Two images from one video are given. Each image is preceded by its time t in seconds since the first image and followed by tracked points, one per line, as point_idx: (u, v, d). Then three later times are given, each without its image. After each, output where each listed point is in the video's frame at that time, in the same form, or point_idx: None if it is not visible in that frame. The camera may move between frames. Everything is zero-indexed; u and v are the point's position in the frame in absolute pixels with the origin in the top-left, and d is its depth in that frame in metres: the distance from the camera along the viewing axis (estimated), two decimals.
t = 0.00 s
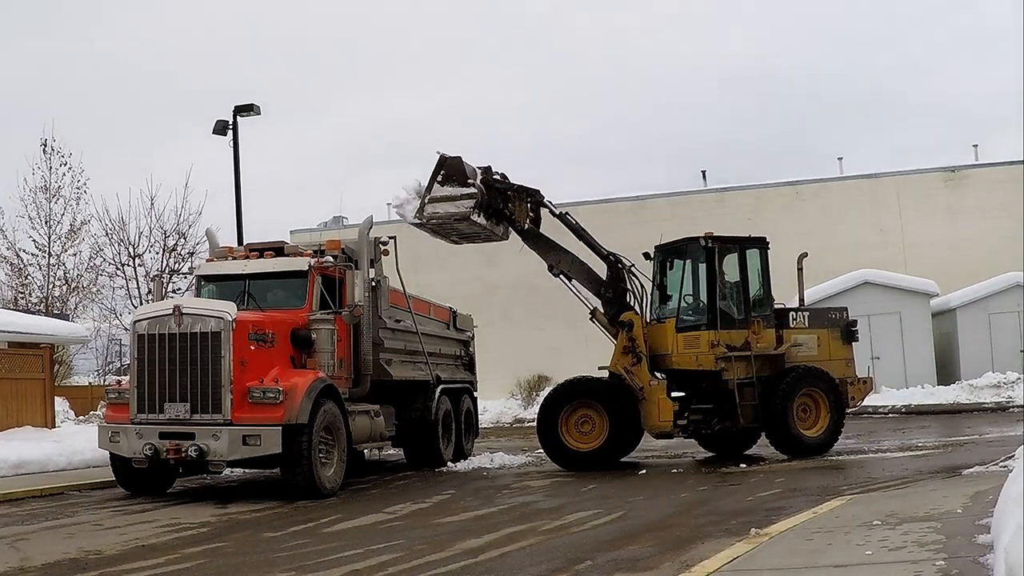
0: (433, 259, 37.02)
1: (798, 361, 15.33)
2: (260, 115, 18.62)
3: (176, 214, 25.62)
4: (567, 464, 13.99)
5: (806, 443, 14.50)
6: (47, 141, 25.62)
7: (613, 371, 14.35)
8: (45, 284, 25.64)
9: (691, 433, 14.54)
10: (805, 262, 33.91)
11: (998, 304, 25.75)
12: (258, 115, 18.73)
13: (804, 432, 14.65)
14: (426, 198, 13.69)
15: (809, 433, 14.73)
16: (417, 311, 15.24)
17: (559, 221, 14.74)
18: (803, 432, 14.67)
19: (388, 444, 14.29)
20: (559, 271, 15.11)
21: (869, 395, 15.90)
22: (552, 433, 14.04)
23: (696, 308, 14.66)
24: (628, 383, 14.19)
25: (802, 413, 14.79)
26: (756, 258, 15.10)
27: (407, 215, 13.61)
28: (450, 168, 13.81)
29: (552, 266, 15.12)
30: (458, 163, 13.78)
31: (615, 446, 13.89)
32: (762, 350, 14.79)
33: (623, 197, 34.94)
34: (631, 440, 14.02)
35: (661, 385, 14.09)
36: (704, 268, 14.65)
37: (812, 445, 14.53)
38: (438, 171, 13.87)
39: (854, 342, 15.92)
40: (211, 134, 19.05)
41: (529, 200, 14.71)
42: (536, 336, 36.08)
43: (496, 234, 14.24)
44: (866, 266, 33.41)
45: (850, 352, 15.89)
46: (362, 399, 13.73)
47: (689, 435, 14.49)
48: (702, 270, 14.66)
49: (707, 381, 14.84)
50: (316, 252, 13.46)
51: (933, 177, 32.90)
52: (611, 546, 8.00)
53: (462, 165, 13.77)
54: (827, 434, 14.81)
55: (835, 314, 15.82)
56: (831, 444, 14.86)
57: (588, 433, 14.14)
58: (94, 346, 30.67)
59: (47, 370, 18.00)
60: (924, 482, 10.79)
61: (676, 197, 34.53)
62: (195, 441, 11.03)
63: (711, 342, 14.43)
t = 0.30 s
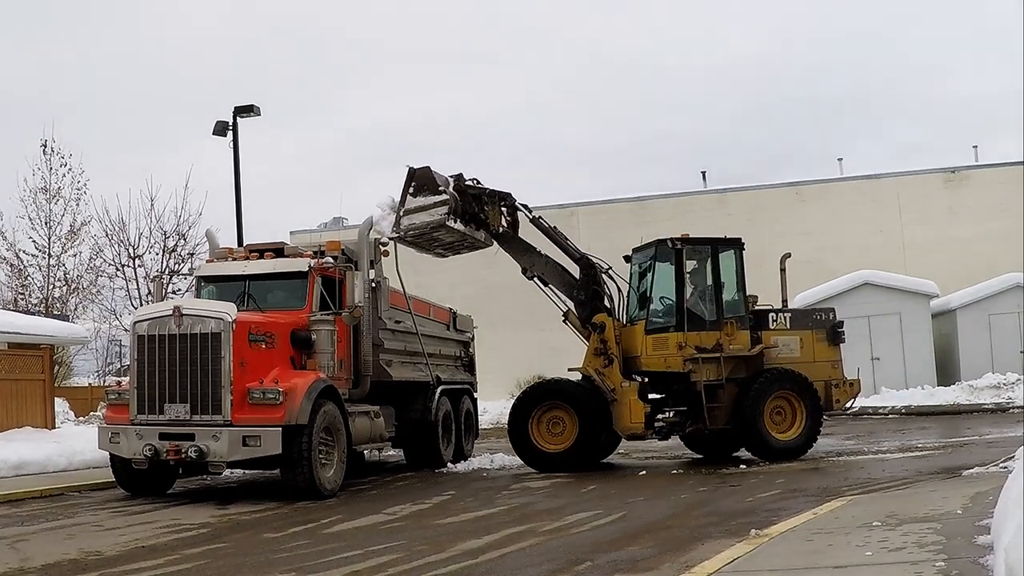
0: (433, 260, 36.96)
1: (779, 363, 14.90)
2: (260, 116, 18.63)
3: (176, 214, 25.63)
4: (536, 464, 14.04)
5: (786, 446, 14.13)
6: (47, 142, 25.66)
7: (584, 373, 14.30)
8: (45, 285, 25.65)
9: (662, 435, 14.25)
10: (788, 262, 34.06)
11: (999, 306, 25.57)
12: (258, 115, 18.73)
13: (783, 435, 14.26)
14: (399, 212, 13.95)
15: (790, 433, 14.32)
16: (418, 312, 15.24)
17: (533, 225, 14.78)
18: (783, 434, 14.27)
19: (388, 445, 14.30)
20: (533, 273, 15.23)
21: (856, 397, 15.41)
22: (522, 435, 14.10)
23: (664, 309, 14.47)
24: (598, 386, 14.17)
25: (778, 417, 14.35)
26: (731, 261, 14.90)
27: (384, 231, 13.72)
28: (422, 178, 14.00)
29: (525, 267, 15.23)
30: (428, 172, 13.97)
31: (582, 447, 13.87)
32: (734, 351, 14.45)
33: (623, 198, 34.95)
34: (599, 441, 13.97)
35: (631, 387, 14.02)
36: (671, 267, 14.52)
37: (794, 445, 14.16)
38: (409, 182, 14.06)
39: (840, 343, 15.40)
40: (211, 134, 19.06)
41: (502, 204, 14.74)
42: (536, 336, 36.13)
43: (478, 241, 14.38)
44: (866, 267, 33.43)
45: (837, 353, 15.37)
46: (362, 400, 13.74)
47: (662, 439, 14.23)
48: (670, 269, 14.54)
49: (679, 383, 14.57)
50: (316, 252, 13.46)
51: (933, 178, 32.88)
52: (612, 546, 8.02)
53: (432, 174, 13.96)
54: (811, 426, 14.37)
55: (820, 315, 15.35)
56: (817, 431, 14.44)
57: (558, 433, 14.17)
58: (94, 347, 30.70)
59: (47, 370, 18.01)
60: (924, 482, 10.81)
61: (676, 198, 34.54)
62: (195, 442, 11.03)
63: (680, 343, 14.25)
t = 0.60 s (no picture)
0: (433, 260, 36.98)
1: (760, 363, 14.75)
2: (260, 116, 18.63)
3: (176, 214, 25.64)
4: (511, 464, 14.04)
5: (762, 447, 13.95)
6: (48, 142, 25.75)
7: (559, 374, 14.33)
8: (45, 285, 25.65)
9: (640, 437, 14.13)
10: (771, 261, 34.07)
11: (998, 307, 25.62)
12: (258, 115, 18.73)
13: (759, 437, 14.08)
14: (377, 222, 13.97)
15: (767, 432, 14.11)
16: (418, 311, 15.24)
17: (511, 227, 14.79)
18: (760, 436, 14.09)
19: (388, 445, 14.29)
20: (510, 274, 15.26)
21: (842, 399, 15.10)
22: (498, 435, 14.09)
23: (635, 310, 14.48)
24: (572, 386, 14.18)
25: (751, 420, 14.14)
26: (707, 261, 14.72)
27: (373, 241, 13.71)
28: (396, 187, 13.97)
29: (503, 269, 15.29)
30: (402, 181, 13.96)
31: (557, 447, 13.86)
32: (708, 352, 14.27)
33: (623, 198, 34.93)
34: (574, 442, 13.91)
35: (606, 388, 14.03)
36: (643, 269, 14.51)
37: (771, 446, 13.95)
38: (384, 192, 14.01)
39: (826, 343, 15.17)
40: (211, 134, 19.07)
41: (478, 205, 15.07)
42: (536, 336, 36.15)
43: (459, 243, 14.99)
44: (866, 267, 33.43)
45: (823, 353, 15.12)
46: (362, 400, 13.74)
47: (639, 440, 14.13)
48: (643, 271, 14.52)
49: (653, 383, 14.51)
50: (317, 252, 13.46)
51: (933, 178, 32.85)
52: (612, 546, 8.02)
53: (407, 183, 13.94)
54: (787, 420, 14.11)
55: (805, 315, 15.15)
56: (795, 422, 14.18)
57: (535, 434, 14.15)
58: (94, 347, 30.71)
59: (47, 370, 18.01)
60: (924, 482, 10.81)
61: (675, 198, 34.55)
62: (195, 442, 11.03)
63: (651, 345, 14.23)
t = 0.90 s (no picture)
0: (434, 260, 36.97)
1: (740, 365, 14.44)
2: (261, 116, 18.62)
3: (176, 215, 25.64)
4: (491, 466, 14.01)
5: (739, 450, 13.81)
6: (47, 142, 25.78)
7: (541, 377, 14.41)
8: (45, 285, 25.65)
9: (620, 438, 14.14)
10: (754, 262, 34.12)
11: (998, 306, 24.55)
12: (258, 115, 18.73)
13: (736, 438, 13.92)
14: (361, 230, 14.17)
15: (743, 432, 13.93)
16: (418, 312, 15.24)
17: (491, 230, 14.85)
18: (738, 437, 13.93)
19: (388, 445, 14.30)
20: (492, 276, 15.41)
21: (829, 402, 14.49)
22: (478, 436, 14.06)
23: (612, 312, 14.45)
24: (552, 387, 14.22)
25: (726, 422, 13.95)
26: (684, 264, 14.50)
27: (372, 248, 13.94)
28: (375, 197, 14.45)
29: (484, 272, 15.42)
30: (379, 190, 14.43)
31: (540, 448, 13.90)
32: (684, 355, 14.12)
33: (623, 198, 34.94)
34: (555, 442, 14.04)
35: (586, 389, 14.07)
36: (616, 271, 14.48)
37: (746, 448, 13.80)
38: (365, 204, 14.52)
39: (812, 345, 14.69)
40: (211, 135, 19.07)
41: (456, 207, 15.28)
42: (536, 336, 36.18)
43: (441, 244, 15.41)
44: (866, 267, 33.46)
45: (808, 355, 14.63)
46: (362, 400, 13.74)
47: (618, 442, 14.14)
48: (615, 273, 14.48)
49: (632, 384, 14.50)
50: (317, 252, 13.40)
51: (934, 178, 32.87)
52: (612, 546, 8.04)
53: (384, 192, 14.44)
54: (763, 417, 13.83)
55: (789, 316, 14.75)
56: (773, 419, 13.90)
57: (515, 436, 14.15)
58: (94, 347, 30.72)
59: (47, 370, 18.02)
60: (924, 482, 10.84)
61: (676, 199, 34.59)
62: (195, 442, 11.03)
63: (625, 347, 14.21)
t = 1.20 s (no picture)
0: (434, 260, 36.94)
1: (724, 365, 14.40)
2: (260, 116, 18.63)
3: (176, 214, 25.64)
4: (473, 466, 14.12)
5: (719, 450, 13.81)
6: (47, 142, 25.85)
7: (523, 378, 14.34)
8: (45, 285, 25.64)
9: (604, 439, 14.03)
10: (738, 262, 34.19)
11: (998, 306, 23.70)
12: (258, 115, 18.73)
13: (716, 438, 13.92)
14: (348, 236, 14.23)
15: (724, 432, 13.93)
16: (418, 312, 15.24)
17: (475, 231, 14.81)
18: (718, 437, 13.93)
19: (388, 445, 14.29)
20: (476, 277, 15.35)
21: (813, 402, 14.34)
22: (461, 437, 14.21)
23: (593, 313, 14.42)
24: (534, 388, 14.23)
25: (706, 422, 13.97)
26: (666, 265, 14.47)
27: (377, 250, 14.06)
28: (358, 206, 14.48)
29: (468, 272, 15.38)
30: (361, 198, 14.44)
31: (521, 448, 13.93)
32: (664, 356, 14.11)
33: (623, 198, 34.94)
34: (539, 444, 14.04)
35: (569, 391, 14.09)
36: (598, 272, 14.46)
37: (727, 448, 13.79)
38: (348, 213, 14.59)
39: (797, 345, 14.56)
40: (211, 135, 19.08)
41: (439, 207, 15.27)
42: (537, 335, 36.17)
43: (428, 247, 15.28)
44: (866, 267, 33.46)
45: (793, 355, 14.49)
46: (363, 400, 13.74)
47: (602, 442, 14.06)
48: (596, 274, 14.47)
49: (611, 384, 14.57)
50: (317, 252, 13.41)
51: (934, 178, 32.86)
52: (612, 546, 8.03)
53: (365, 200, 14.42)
54: (742, 417, 13.82)
55: (774, 316, 14.64)
56: (753, 418, 13.89)
57: (500, 437, 14.25)
58: (94, 347, 30.72)
59: (46, 370, 18.02)
60: (924, 482, 10.82)
61: (675, 198, 34.61)
62: (195, 442, 11.03)
63: (606, 348, 14.20)
